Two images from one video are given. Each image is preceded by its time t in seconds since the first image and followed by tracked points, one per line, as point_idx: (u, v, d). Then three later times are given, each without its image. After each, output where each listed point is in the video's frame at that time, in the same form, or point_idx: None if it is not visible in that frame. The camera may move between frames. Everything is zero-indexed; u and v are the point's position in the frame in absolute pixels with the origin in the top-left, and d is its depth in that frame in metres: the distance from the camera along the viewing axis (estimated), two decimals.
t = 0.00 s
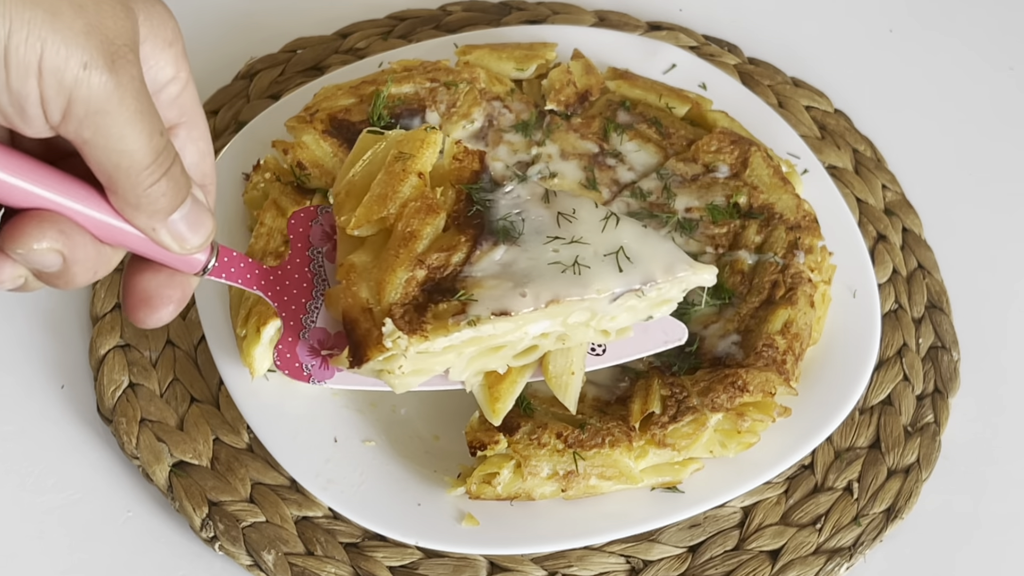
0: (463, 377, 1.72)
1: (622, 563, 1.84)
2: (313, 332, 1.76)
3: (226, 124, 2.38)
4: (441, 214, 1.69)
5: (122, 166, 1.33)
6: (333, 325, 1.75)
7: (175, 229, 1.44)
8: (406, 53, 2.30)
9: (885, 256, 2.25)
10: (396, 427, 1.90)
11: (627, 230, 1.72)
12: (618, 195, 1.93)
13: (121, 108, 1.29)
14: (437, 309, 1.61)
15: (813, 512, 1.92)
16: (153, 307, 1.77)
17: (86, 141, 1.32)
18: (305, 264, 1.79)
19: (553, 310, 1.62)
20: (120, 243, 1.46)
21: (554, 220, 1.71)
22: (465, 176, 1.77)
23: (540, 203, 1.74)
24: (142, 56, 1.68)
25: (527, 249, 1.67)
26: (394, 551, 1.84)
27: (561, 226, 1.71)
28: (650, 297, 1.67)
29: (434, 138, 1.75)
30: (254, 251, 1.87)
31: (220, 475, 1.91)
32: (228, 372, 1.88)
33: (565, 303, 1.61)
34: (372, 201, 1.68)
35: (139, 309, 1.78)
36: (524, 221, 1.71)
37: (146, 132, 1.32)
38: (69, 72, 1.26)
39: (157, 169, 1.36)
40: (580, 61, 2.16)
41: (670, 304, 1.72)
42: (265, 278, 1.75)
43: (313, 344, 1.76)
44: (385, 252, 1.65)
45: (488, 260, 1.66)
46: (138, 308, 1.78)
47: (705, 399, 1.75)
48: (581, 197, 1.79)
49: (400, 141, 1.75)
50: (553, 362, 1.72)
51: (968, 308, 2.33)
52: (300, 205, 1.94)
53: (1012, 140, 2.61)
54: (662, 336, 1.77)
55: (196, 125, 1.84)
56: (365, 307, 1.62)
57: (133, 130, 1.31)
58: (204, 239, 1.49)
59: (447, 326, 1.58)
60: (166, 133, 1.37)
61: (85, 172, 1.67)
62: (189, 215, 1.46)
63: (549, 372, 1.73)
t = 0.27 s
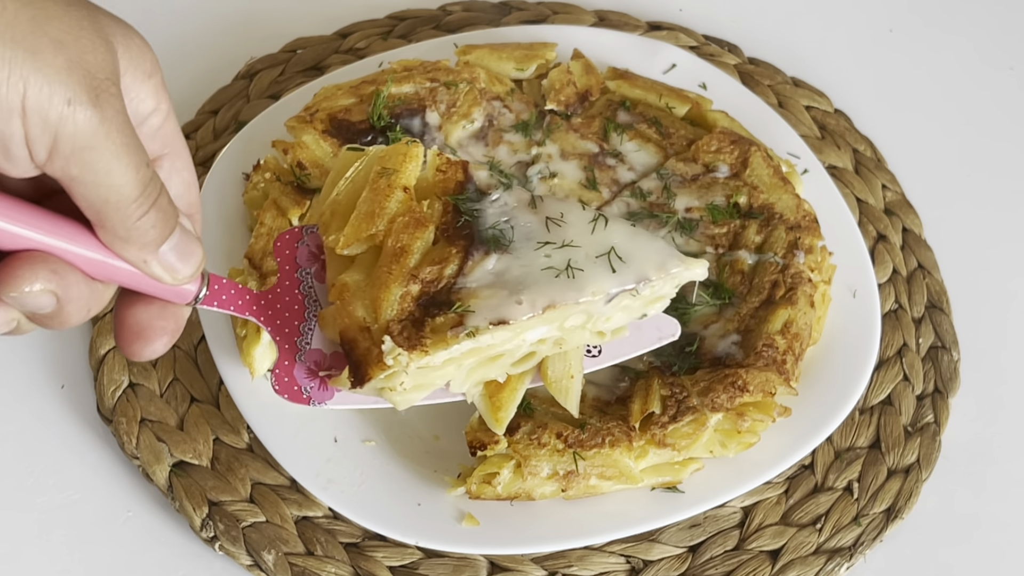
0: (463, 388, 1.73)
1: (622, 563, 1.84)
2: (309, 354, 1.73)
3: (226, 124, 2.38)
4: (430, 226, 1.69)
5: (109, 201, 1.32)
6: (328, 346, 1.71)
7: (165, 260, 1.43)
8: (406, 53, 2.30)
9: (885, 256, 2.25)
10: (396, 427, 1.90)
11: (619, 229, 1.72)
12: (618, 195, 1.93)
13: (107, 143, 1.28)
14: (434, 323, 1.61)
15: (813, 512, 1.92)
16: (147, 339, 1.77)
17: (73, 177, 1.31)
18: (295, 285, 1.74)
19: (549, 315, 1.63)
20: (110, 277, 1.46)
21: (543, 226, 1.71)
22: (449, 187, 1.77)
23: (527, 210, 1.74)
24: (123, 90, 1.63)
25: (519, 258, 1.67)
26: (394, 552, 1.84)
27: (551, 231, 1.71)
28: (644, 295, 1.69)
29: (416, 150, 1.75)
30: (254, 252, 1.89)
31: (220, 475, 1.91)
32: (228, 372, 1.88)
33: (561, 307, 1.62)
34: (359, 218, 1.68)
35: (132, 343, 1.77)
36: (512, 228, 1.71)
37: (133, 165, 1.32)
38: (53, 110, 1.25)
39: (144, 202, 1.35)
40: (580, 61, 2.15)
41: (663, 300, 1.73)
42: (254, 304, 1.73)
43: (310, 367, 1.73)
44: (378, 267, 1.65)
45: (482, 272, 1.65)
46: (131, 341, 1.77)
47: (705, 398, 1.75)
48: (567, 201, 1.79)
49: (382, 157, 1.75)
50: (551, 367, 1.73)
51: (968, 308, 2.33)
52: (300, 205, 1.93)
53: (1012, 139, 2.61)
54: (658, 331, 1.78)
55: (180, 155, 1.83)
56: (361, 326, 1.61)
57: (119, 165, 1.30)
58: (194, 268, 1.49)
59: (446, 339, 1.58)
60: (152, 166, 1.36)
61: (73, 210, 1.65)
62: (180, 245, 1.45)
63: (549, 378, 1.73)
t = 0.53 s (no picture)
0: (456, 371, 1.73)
1: (622, 563, 1.85)
2: (299, 341, 1.76)
3: (226, 124, 2.38)
4: (416, 207, 1.69)
5: (90, 185, 1.35)
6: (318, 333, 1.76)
7: (149, 248, 1.45)
8: (407, 53, 2.30)
9: (885, 256, 2.25)
10: (396, 427, 1.90)
11: (605, 204, 1.72)
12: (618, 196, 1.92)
13: (86, 126, 1.32)
14: (424, 302, 1.61)
15: (813, 512, 1.92)
16: (132, 330, 1.77)
17: (55, 163, 1.35)
18: (282, 275, 1.79)
19: (541, 291, 1.62)
20: (97, 270, 1.48)
21: (530, 202, 1.71)
22: (433, 168, 1.78)
23: (513, 188, 1.74)
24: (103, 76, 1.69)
25: (507, 234, 1.67)
26: (394, 551, 1.84)
27: (538, 207, 1.70)
28: (634, 269, 1.68)
29: (393, 133, 1.73)
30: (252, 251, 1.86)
31: (220, 475, 1.91)
32: (228, 372, 1.88)
33: (552, 282, 1.60)
34: (343, 202, 1.68)
35: (118, 334, 1.78)
36: (500, 206, 1.71)
37: (113, 149, 1.35)
38: (32, 95, 1.29)
39: (125, 186, 1.38)
40: (581, 61, 2.16)
41: (655, 275, 1.72)
42: (243, 293, 1.76)
43: (300, 353, 1.76)
44: (366, 247, 1.65)
45: (471, 249, 1.65)
46: (116, 332, 1.78)
47: (705, 398, 1.75)
48: (554, 178, 1.79)
49: (365, 142, 1.73)
50: (545, 346, 1.73)
51: (968, 308, 2.33)
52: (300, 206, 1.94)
53: (1013, 139, 2.61)
54: (649, 308, 1.77)
55: (161, 144, 1.87)
56: (351, 308, 1.63)
57: (100, 150, 1.34)
58: (179, 256, 1.49)
59: (436, 317, 1.58)
60: (133, 151, 1.40)
61: (59, 200, 1.68)
62: (163, 234, 1.46)
63: (543, 357, 1.74)
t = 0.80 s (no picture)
0: (458, 340, 1.75)
1: (622, 563, 1.84)
2: (301, 319, 1.81)
3: (226, 124, 2.38)
4: (415, 179, 1.72)
5: (93, 146, 1.35)
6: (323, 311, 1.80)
7: (149, 215, 1.45)
8: (407, 53, 2.30)
9: (885, 256, 2.25)
10: (396, 427, 1.90)
11: (603, 175, 1.74)
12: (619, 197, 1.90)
13: (91, 85, 1.31)
14: (427, 264, 1.61)
15: (813, 512, 1.92)
16: (129, 305, 1.78)
17: (58, 121, 1.34)
18: (285, 258, 1.83)
19: (542, 255, 1.64)
20: (97, 237, 1.48)
21: (529, 173, 1.72)
22: (431, 147, 1.78)
23: (511, 160, 1.76)
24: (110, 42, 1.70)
25: (508, 201, 1.68)
26: (394, 551, 1.84)
27: (537, 177, 1.72)
28: (635, 235, 1.70)
29: (395, 121, 1.79)
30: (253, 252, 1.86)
31: (220, 475, 1.91)
32: (228, 372, 1.88)
33: (553, 244, 1.62)
34: (344, 177, 1.71)
35: (115, 308, 1.78)
36: (499, 177, 1.72)
37: (117, 111, 1.35)
38: (37, 49, 1.28)
39: (128, 150, 1.38)
40: (581, 61, 2.15)
41: (655, 248, 1.76)
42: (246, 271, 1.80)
43: (302, 330, 1.80)
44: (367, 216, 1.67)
45: (472, 215, 1.66)
46: (114, 306, 1.78)
47: (705, 398, 1.75)
48: (550, 154, 1.81)
49: (362, 127, 1.79)
50: (548, 319, 1.76)
51: (968, 308, 2.33)
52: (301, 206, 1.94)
53: (1013, 139, 2.61)
54: (650, 294, 1.82)
55: (167, 118, 1.86)
56: (355, 270, 1.63)
57: (104, 110, 1.33)
58: (180, 226, 1.50)
59: (439, 275, 1.59)
60: (137, 115, 1.40)
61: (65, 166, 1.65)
62: (163, 202, 1.47)
63: (547, 330, 1.77)
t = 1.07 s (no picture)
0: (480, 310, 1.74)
1: (622, 563, 1.84)
2: (325, 279, 1.76)
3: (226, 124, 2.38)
4: (450, 146, 1.72)
5: (126, 89, 1.37)
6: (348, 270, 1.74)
7: (179, 163, 1.47)
8: (407, 53, 2.30)
9: (885, 256, 2.25)
10: (396, 427, 1.90)
11: (639, 155, 1.73)
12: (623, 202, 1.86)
13: (126, 29, 1.34)
14: (449, 230, 1.60)
15: (813, 512, 1.92)
16: (156, 253, 1.78)
17: (92, 62, 1.37)
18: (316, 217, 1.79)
19: (569, 230, 1.63)
20: (128, 184, 1.50)
21: (564, 148, 1.72)
22: (470, 115, 1.78)
23: (547, 134, 1.76)
24: None
25: (539, 173, 1.68)
26: (393, 551, 1.84)
27: (572, 153, 1.72)
28: (666, 218, 1.69)
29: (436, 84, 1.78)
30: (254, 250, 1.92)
31: (220, 474, 1.91)
32: (228, 372, 1.88)
33: (580, 220, 1.62)
34: (380, 141, 1.72)
35: (143, 256, 1.79)
36: (534, 150, 1.72)
37: (150, 56, 1.37)
38: None
39: (160, 96, 1.40)
40: (580, 61, 2.16)
41: (688, 232, 1.74)
42: (274, 228, 1.77)
43: (326, 289, 1.75)
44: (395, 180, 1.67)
45: (501, 185, 1.66)
46: (143, 254, 1.78)
47: (705, 398, 1.76)
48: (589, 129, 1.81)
49: (406, 92, 1.79)
50: (573, 295, 1.75)
51: (968, 308, 2.33)
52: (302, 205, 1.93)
53: (1013, 139, 2.61)
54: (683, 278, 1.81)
55: (204, 69, 1.86)
56: (376, 234, 1.63)
57: (137, 55, 1.36)
58: (210, 176, 1.51)
59: (462, 243, 1.58)
60: (171, 63, 1.42)
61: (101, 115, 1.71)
62: (195, 151, 1.48)
63: (571, 306, 1.76)
